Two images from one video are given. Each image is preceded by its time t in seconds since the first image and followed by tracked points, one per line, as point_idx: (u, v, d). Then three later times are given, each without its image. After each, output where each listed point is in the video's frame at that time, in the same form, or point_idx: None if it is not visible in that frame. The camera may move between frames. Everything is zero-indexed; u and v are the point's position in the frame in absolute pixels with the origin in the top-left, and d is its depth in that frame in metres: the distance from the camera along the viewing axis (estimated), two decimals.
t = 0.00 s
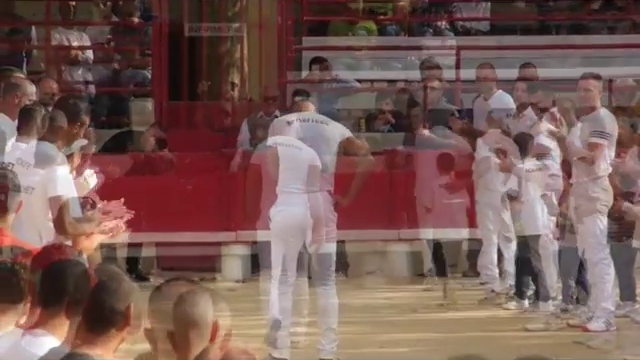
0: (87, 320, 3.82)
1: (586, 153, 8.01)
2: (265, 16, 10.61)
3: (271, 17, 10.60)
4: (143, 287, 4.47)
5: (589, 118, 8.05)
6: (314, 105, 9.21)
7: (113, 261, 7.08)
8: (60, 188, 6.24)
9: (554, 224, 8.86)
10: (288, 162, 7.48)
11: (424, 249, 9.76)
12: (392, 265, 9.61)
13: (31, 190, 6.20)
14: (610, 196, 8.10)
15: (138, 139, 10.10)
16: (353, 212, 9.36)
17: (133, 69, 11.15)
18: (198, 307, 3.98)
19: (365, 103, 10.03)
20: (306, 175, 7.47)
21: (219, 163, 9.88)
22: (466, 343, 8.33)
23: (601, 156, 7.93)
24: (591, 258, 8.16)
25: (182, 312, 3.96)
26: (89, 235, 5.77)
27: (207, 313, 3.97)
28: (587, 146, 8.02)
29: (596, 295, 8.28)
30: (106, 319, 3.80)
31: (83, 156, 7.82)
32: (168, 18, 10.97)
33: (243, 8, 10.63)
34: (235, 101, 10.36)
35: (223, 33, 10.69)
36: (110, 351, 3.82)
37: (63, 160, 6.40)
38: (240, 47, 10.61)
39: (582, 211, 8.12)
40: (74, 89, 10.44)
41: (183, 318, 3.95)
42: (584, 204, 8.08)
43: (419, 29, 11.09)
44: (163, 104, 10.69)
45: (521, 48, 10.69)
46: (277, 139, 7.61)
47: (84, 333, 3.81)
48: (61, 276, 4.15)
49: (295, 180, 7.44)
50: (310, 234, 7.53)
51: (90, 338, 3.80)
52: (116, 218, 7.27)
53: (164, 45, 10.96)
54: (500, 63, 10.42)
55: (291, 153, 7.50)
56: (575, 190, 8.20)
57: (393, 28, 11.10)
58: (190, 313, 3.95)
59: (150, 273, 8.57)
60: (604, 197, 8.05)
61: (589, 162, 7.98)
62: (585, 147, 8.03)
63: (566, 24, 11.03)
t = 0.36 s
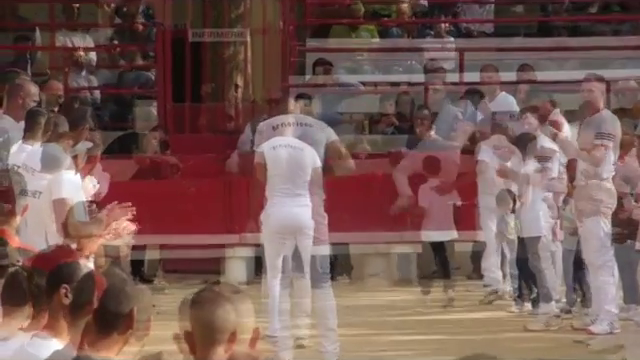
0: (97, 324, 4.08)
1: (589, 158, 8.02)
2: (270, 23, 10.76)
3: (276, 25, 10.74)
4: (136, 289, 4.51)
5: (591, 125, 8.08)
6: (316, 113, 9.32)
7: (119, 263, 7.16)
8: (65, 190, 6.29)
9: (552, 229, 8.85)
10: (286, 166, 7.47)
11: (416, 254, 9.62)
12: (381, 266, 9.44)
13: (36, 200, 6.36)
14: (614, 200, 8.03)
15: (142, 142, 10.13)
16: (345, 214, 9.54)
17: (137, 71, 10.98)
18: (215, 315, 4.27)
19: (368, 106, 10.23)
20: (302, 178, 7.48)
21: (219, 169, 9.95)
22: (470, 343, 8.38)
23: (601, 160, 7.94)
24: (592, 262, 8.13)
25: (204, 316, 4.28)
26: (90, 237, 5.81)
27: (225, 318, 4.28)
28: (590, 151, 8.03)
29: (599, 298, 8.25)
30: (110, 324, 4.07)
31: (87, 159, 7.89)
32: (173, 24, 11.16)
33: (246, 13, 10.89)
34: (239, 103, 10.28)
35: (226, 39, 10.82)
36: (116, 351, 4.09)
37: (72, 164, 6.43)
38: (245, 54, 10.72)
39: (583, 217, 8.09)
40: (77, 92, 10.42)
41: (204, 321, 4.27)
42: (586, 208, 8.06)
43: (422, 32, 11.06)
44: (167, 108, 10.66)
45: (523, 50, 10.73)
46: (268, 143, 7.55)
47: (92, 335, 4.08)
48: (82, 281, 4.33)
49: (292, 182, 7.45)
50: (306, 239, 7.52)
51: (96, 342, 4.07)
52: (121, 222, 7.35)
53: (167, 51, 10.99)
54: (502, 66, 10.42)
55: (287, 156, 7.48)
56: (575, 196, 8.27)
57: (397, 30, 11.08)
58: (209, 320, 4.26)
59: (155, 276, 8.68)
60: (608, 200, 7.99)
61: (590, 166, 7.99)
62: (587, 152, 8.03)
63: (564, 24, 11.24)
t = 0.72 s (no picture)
0: (100, 326, 4.21)
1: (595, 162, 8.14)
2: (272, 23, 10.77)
3: (278, 25, 10.74)
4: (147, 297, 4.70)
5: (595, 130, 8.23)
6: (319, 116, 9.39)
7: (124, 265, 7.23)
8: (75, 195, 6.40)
9: (553, 230, 8.94)
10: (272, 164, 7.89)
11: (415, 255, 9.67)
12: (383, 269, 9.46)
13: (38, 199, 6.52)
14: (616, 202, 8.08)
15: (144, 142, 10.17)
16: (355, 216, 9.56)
17: (141, 73, 11.08)
18: (223, 318, 4.80)
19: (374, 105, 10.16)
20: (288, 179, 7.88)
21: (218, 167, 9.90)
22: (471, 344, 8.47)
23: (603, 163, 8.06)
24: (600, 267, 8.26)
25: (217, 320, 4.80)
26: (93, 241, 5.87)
27: (230, 322, 4.80)
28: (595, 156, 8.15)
29: (604, 299, 8.41)
30: (115, 326, 4.20)
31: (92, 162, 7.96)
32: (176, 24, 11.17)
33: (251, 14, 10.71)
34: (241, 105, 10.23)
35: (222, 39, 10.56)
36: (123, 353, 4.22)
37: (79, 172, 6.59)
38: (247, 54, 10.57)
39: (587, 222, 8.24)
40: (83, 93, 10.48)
41: (218, 324, 4.80)
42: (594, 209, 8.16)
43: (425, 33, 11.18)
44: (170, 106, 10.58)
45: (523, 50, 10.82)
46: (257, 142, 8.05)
47: (95, 337, 4.20)
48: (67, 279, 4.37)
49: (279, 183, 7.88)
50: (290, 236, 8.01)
51: (100, 343, 4.20)
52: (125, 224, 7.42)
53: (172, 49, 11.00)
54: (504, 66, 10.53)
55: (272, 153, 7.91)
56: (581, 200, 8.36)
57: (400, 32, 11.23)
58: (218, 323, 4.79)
59: (158, 276, 8.66)
60: (611, 202, 8.07)
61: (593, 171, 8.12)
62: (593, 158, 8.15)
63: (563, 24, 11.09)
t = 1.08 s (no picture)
0: (105, 325, 3.94)
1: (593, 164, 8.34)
2: (275, 24, 10.89)
3: (280, 25, 10.80)
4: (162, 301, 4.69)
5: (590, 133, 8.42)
6: (319, 115, 9.53)
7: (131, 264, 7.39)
8: (74, 188, 6.49)
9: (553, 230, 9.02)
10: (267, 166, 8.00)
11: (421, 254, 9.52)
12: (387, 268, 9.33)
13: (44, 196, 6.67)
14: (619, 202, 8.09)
15: (144, 142, 10.06)
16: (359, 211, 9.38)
17: (145, 73, 11.08)
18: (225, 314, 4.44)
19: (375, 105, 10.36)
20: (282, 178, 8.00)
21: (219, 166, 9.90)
22: (470, 340, 8.62)
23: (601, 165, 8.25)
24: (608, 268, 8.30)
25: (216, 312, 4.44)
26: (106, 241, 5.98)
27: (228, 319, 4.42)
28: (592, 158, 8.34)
29: (608, 297, 8.38)
30: (120, 328, 3.92)
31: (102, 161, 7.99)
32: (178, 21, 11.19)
33: (254, 15, 10.80)
34: (243, 105, 10.32)
35: (223, 39, 10.55)
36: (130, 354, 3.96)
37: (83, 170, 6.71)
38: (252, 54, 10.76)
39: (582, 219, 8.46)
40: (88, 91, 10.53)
41: (212, 312, 4.44)
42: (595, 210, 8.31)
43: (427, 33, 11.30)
44: (171, 104, 10.72)
45: (523, 50, 10.96)
46: (256, 142, 8.14)
47: (100, 339, 3.93)
48: (67, 272, 4.12)
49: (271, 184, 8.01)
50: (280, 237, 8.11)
51: (104, 345, 3.92)
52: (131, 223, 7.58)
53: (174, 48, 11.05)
54: (506, 66, 10.59)
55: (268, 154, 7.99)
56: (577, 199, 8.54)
57: (403, 32, 11.34)
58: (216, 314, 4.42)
59: (160, 272, 8.41)
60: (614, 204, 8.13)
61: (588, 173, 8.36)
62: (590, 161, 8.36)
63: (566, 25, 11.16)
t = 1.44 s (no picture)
0: (114, 320, 4.04)
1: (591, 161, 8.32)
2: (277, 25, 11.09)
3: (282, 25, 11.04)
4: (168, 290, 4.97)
5: (582, 136, 8.50)
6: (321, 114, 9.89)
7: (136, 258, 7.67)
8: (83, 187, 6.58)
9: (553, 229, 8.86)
10: (264, 161, 8.21)
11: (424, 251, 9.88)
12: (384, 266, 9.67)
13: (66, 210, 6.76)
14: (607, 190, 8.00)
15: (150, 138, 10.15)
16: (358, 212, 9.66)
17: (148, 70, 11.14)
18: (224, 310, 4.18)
19: (374, 103, 10.70)
20: (280, 174, 8.22)
21: (219, 167, 10.10)
22: (464, 334, 8.89)
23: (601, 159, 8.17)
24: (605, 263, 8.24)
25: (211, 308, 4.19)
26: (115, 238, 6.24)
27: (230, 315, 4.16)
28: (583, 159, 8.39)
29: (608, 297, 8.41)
30: (133, 322, 4.02)
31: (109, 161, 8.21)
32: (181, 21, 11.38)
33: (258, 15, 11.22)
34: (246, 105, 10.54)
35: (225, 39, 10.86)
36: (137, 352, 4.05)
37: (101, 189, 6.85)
38: (254, 55, 11.03)
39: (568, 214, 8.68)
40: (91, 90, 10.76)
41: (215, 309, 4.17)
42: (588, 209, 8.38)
43: (427, 32, 11.54)
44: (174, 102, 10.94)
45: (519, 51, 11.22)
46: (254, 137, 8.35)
47: (113, 334, 4.02)
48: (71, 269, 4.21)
49: (269, 178, 8.25)
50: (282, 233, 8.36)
51: (123, 337, 4.01)
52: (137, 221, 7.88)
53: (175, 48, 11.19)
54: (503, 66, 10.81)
55: (268, 150, 8.23)
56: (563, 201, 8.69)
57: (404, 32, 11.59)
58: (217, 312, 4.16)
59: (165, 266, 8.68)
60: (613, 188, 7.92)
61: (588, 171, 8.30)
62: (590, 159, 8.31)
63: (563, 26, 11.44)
